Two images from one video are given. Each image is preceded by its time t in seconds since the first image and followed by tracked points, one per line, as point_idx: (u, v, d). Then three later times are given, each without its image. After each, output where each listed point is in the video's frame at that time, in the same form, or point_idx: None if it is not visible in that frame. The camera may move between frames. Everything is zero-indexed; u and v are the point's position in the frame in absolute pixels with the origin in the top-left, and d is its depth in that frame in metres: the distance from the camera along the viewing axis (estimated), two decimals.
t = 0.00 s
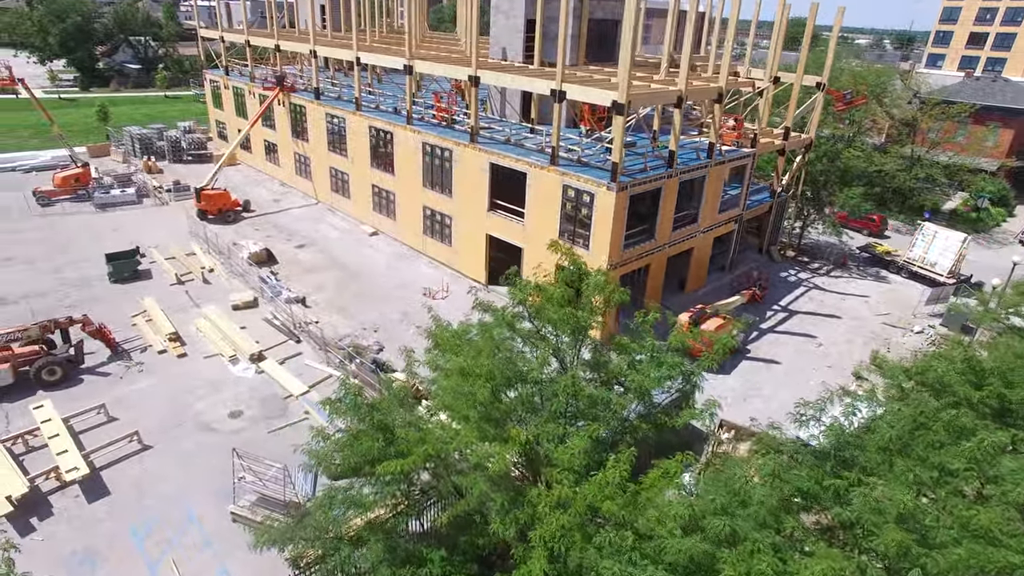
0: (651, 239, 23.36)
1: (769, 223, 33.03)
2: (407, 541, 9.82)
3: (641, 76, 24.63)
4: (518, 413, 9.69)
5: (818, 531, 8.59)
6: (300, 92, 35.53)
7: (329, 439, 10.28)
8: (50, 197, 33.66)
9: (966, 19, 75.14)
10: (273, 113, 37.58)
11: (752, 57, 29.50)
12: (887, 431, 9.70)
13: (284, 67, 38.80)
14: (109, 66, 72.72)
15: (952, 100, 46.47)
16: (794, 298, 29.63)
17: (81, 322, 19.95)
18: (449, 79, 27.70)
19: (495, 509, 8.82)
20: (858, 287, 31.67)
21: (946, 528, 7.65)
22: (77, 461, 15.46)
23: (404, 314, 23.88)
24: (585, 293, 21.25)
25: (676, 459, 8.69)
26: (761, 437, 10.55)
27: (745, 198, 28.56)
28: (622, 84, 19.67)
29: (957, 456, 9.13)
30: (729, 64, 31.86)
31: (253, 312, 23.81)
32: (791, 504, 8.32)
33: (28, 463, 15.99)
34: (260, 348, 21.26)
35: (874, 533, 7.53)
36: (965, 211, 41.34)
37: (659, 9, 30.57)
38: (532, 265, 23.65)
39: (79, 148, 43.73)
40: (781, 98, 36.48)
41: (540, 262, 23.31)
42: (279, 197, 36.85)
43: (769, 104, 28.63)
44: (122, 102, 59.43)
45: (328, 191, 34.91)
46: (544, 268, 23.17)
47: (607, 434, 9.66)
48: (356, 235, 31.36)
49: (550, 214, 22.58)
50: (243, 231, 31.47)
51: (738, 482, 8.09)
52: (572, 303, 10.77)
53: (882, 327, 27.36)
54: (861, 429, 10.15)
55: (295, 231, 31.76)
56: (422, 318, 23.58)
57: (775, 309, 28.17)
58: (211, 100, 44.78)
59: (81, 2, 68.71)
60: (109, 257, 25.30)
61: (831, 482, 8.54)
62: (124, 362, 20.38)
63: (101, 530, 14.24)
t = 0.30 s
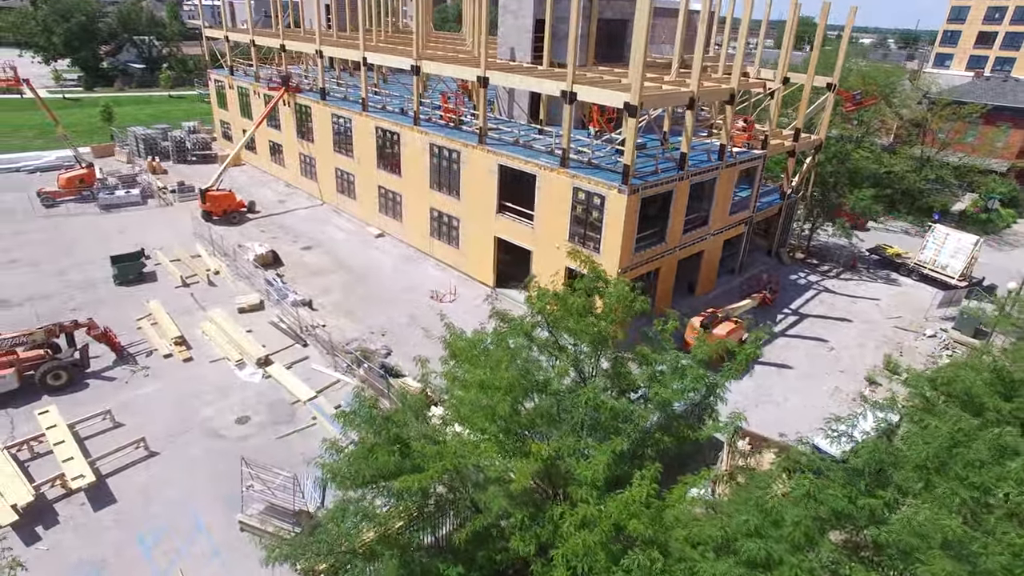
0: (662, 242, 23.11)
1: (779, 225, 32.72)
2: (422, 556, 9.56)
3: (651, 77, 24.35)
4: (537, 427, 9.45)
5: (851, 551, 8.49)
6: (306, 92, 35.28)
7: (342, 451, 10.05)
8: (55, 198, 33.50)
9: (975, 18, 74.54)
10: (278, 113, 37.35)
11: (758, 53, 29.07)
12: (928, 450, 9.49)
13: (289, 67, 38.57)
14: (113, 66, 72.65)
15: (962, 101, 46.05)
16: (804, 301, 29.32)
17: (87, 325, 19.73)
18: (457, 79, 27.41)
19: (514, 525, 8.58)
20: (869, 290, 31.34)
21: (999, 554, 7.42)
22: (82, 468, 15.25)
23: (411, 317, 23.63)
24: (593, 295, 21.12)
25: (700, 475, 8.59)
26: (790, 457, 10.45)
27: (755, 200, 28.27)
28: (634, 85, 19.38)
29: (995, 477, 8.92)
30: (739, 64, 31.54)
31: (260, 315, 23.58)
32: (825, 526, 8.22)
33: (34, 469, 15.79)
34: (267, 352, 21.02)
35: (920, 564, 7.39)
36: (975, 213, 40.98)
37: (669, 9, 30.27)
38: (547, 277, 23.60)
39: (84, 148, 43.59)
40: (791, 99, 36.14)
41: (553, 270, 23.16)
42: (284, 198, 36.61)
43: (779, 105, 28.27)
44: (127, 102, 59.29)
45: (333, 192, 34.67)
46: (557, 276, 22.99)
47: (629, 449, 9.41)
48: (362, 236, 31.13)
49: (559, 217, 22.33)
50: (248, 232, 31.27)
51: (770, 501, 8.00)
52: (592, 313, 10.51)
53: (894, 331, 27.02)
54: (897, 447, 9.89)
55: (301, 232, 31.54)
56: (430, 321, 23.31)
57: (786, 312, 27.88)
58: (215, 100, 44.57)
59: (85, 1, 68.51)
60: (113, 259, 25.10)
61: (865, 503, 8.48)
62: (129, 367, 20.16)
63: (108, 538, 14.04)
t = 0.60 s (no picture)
0: (673, 246, 22.80)
1: (789, 227, 32.38)
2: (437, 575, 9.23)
3: (662, 78, 24.03)
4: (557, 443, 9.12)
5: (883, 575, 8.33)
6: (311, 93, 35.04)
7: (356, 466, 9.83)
8: (59, 200, 33.27)
9: (983, 18, 74.03)
10: (283, 114, 37.06)
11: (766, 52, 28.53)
12: (970, 472, 9.00)
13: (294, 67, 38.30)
14: (117, 66, 72.43)
15: (971, 102, 45.61)
16: (815, 305, 28.96)
17: (90, 330, 19.47)
18: (464, 80, 27.10)
19: (532, 545, 8.32)
20: (880, 293, 30.98)
21: None
22: (87, 477, 14.97)
23: (418, 322, 23.34)
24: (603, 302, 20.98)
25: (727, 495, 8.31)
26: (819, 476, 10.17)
27: (766, 203, 27.95)
28: (647, 87, 19.05)
29: None
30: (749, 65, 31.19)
31: (265, 319, 23.27)
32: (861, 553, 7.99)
33: (37, 478, 15.53)
34: (273, 357, 20.71)
35: None
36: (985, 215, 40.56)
37: (679, 9, 29.91)
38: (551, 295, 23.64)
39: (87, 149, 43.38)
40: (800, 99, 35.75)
41: (562, 277, 22.94)
42: (288, 199, 36.35)
43: (791, 106, 27.94)
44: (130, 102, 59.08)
45: (338, 194, 34.38)
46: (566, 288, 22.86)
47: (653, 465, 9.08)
48: (367, 239, 30.85)
49: (569, 220, 22.03)
50: (253, 234, 31.01)
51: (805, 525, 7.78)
52: (612, 323, 10.17)
53: (906, 335, 26.65)
54: (936, 465, 9.43)
55: (306, 234, 31.27)
56: (438, 326, 23.03)
57: (797, 316, 27.52)
58: (219, 100, 44.31)
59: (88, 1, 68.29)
60: (117, 262, 24.84)
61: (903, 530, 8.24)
62: (134, 372, 19.89)
63: (112, 549, 13.77)
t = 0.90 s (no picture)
0: (684, 251, 22.49)
1: (799, 231, 32.03)
2: None
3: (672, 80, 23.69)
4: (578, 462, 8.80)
5: None
6: (316, 94, 34.76)
7: (367, 483, 9.52)
8: (62, 201, 33.04)
9: (993, 17, 73.47)
10: (287, 114, 36.75)
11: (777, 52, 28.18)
12: (1020, 498, 8.67)
13: (299, 68, 38.02)
14: (120, 66, 72.19)
15: (982, 102, 45.13)
16: (826, 309, 28.57)
17: (94, 335, 19.16)
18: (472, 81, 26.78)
19: (555, 570, 8.00)
20: (891, 297, 30.59)
21: None
22: (90, 487, 14.68)
23: (426, 327, 23.04)
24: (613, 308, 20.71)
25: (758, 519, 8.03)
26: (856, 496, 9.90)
27: (777, 206, 27.60)
28: (660, 90, 18.70)
29: None
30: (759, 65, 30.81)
31: (270, 324, 22.96)
32: None
33: (39, 488, 15.25)
34: (279, 363, 20.42)
35: None
36: (995, 218, 40.12)
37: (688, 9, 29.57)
38: (558, 304, 23.43)
39: (90, 150, 43.17)
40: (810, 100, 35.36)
41: (572, 283, 22.62)
42: (292, 201, 36.08)
43: (802, 108, 27.59)
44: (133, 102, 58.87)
45: (343, 196, 34.06)
46: (576, 294, 22.58)
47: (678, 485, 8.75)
48: (373, 241, 30.56)
49: (579, 224, 21.70)
50: (258, 236, 30.74)
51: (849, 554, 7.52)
52: (635, 336, 9.83)
53: (919, 340, 26.25)
54: (981, 490, 9.14)
55: (311, 237, 30.98)
56: (446, 332, 22.71)
57: (808, 321, 27.12)
58: (223, 101, 44.02)
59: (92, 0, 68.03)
60: (121, 265, 24.55)
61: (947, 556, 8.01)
62: (138, 378, 19.61)
63: (116, 562, 13.48)
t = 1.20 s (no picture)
0: (695, 255, 22.16)
1: (809, 234, 31.66)
2: None
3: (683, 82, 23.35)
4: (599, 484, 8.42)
5: None
6: (320, 95, 34.46)
7: (380, 503, 9.17)
8: (64, 203, 32.79)
9: (1001, 17, 72.96)
10: (291, 115, 36.45)
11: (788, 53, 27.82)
12: None
13: (303, 68, 37.70)
14: (123, 66, 71.95)
15: (991, 103, 44.67)
16: (836, 313, 28.19)
17: (97, 341, 18.85)
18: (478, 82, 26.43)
19: None
20: (901, 301, 30.21)
21: None
22: (92, 498, 14.37)
23: (432, 331, 22.71)
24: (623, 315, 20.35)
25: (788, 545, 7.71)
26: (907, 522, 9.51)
27: (787, 209, 27.25)
28: (673, 92, 18.35)
29: None
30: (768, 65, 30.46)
31: (275, 329, 22.63)
32: None
33: (40, 498, 14.96)
34: (283, 369, 20.09)
35: None
36: (1006, 220, 39.70)
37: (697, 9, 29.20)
38: (566, 308, 23.13)
39: (92, 150, 42.89)
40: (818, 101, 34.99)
41: (580, 287, 22.30)
42: (296, 203, 35.78)
43: (813, 109, 27.23)
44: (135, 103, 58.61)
45: (347, 197, 33.75)
46: (584, 298, 22.26)
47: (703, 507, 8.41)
48: (378, 244, 30.23)
49: (588, 228, 21.36)
50: (261, 239, 30.45)
51: None
52: (658, 352, 9.53)
53: (932, 345, 25.87)
54: None
55: (315, 239, 30.66)
56: (453, 337, 22.42)
57: (819, 325, 26.76)
58: (226, 101, 43.70)
59: None
60: (123, 269, 24.26)
61: None
62: (140, 384, 19.31)
63: None
